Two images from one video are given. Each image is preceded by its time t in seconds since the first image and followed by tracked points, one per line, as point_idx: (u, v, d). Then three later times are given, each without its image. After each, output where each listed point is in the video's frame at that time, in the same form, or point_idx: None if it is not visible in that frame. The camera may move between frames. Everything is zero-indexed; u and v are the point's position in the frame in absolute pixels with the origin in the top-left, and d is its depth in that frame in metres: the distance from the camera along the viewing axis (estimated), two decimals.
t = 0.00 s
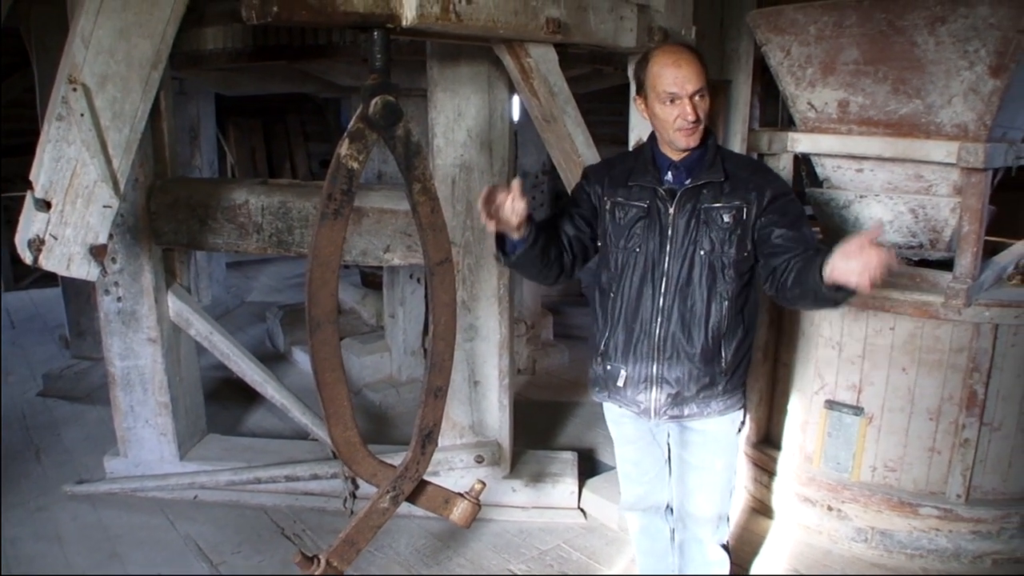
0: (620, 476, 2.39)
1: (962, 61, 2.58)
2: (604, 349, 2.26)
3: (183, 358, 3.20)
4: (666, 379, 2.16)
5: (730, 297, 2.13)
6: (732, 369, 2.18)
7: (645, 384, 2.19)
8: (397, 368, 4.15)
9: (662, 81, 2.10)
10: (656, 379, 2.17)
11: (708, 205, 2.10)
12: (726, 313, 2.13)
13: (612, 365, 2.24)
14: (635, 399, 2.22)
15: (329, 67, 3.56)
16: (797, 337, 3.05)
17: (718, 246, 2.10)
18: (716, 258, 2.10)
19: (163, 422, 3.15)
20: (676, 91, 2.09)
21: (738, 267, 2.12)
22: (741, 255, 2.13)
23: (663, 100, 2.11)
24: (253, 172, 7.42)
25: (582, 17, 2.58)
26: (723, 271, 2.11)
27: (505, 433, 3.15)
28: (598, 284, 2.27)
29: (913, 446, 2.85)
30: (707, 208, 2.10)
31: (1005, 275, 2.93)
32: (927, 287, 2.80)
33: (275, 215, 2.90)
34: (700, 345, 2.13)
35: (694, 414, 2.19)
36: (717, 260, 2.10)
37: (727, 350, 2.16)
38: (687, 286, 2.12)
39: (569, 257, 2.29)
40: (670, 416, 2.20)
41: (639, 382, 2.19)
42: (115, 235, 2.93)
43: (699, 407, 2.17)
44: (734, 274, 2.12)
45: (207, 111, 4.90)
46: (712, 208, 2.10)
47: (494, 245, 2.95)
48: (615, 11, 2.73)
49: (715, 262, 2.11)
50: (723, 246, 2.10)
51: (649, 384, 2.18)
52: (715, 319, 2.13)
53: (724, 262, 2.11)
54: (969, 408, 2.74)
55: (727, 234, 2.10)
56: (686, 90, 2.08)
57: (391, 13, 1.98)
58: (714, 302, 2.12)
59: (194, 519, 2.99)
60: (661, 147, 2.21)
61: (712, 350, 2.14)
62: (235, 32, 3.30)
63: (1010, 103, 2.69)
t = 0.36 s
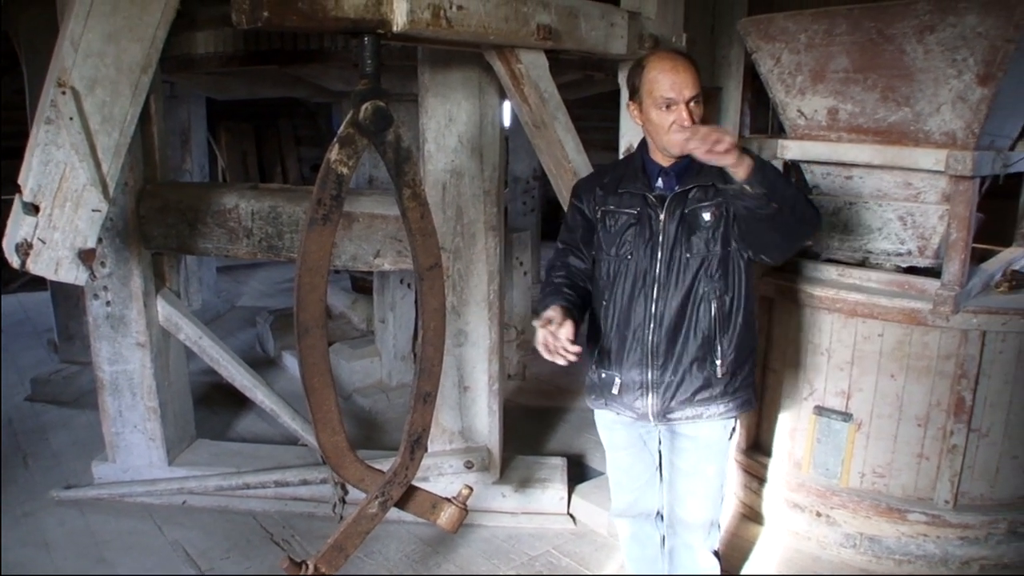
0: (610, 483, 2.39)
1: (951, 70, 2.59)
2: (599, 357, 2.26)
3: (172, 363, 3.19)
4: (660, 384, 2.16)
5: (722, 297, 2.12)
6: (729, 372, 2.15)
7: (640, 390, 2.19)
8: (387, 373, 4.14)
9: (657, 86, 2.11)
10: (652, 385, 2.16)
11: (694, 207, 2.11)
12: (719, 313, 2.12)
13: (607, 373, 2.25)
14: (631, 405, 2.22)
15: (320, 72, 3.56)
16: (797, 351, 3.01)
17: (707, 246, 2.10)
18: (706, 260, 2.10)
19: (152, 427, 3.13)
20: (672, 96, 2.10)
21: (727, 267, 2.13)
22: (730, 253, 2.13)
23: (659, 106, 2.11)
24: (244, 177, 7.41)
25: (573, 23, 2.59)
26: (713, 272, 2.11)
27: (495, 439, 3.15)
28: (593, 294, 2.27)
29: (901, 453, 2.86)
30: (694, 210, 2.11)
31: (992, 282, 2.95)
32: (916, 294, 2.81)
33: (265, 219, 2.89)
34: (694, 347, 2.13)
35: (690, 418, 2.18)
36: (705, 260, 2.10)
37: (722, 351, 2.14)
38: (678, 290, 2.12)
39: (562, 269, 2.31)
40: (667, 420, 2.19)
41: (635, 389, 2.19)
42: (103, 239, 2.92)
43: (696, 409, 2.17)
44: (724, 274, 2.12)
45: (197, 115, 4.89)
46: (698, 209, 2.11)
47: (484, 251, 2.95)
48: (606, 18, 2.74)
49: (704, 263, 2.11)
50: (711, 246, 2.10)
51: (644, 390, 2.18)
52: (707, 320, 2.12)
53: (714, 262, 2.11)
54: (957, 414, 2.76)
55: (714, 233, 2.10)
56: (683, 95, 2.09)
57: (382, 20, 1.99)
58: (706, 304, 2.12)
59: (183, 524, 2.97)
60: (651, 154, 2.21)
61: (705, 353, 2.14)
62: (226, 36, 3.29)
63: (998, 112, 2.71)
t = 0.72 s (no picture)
0: (603, 487, 2.39)
1: (939, 75, 2.61)
2: (593, 361, 2.25)
3: (160, 369, 3.17)
4: (653, 387, 2.16)
5: (711, 297, 2.11)
6: (720, 372, 2.14)
7: (635, 394, 2.19)
8: (377, 378, 4.12)
9: (645, 91, 2.11)
10: (645, 387, 2.17)
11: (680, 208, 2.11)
12: (708, 313, 2.10)
13: (601, 377, 2.24)
14: (626, 409, 2.22)
15: (310, 77, 3.55)
16: (789, 355, 3.02)
17: (694, 246, 2.10)
18: (694, 260, 2.10)
19: (140, 433, 3.11)
20: (660, 100, 2.10)
21: (714, 267, 2.11)
22: (717, 252, 2.11)
23: (647, 110, 2.12)
24: (233, 181, 7.38)
25: (563, 28, 2.59)
26: (701, 272, 2.10)
27: (485, 444, 3.14)
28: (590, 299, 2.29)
29: (891, 456, 2.87)
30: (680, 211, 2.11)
31: (981, 286, 2.97)
32: (905, 297, 2.83)
33: (254, 224, 2.88)
34: (684, 349, 2.13)
35: (684, 420, 2.17)
36: (692, 261, 2.10)
37: (714, 351, 2.12)
38: (669, 291, 2.12)
39: (560, 274, 2.32)
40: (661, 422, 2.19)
41: (630, 393, 2.19)
42: (91, 243, 2.90)
43: (689, 410, 2.16)
44: (713, 273, 2.11)
45: (187, 119, 4.87)
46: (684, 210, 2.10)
47: (475, 255, 2.95)
48: (597, 23, 2.74)
49: (692, 264, 2.10)
50: (697, 246, 2.10)
51: (638, 394, 2.18)
52: (696, 321, 2.11)
53: (701, 261, 2.10)
54: (946, 418, 2.77)
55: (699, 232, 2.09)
56: (670, 99, 2.10)
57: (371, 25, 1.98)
58: (696, 305, 2.11)
59: (172, 531, 2.95)
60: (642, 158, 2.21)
61: (697, 354, 2.13)
62: (215, 41, 3.28)
63: (986, 117, 2.72)
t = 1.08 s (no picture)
0: (595, 490, 2.38)
1: (928, 77, 2.62)
2: (585, 366, 2.26)
3: (151, 374, 3.15)
4: (645, 392, 2.16)
5: (703, 302, 2.11)
6: (712, 377, 2.14)
7: (627, 399, 2.19)
8: (369, 383, 4.11)
9: (633, 94, 2.11)
10: (637, 393, 2.17)
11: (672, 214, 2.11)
12: (700, 318, 2.11)
13: (592, 382, 2.24)
14: (618, 414, 2.22)
15: (300, 80, 3.54)
16: (780, 357, 3.02)
17: (686, 252, 2.10)
18: (686, 265, 2.10)
19: (131, 439, 3.09)
20: (648, 104, 2.10)
21: (706, 272, 2.12)
22: (708, 257, 2.12)
23: (636, 114, 2.11)
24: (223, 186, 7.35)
25: (553, 31, 2.59)
26: (693, 277, 2.10)
27: (478, 448, 3.13)
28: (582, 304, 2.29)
29: (883, 458, 2.88)
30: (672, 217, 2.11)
31: (971, 287, 2.98)
32: (896, 299, 2.84)
33: (245, 229, 2.87)
34: (676, 355, 2.12)
35: (676, 425, 2.17)
36: (684, 266, 2.10)
37: (706, 356, 2.13)
38: (660, 297, 2.12)
39: (552, 280, 2.32)
40: (653, 427, 2.19)
41: (622, 398, 2.19)
42: (81, 249, 2.88)
43: (681, 416, 2.16)
44: (704, 278, 2.11)
45: (176, 124, 4.86)
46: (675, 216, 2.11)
47: (466, 259, 2.94)
48: (587, 26, 2.75)
49: (684, 269, 2.10)
50: (689, 251, 2.10)
51: (630, 399, 2.18)
52: (688, 326, 2.11)
53: (693, 267, 2.10)
54: (938, 419, 2.78)
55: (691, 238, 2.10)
56: (658, 103, 2.09)
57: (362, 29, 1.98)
58: (687, 310, 2.11)
59: (163, 538, 2.93)
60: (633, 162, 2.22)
61: (688, 360, 2.13)
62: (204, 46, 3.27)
63: (974, 119, 2.74)
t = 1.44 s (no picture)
0: (589, 492, 2.39)
1: (919, 78, 2.63)
2: (577, 368, 2.26)
3: (145, 379, 3.15)
4: (637, 394, 2.16)
5: (696, 306, 2.11)
6: (704, 381, 2.15)
7: (618, 401, 2.19)
8: (363, 386, 4.11)
9: (627, 97, 2.12)
10: (628, 395, 2.17)
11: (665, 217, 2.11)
12: (692, 322, 2.11)
13: (584, 384, 2.24)
14: (609, 416, 2.22)
15: (292, 85, 3.53)
16: (773, 358, 3.03)
17: (678, 255, 2.10)
18: (678, 269, 2.10)
19: (124, 445, 3.08)
20: (641, 107, 2.10)
21: (698, 276, 2.12)
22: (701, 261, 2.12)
23: (629, 117, 2.12)
24: (216, 190, 7.34)
25: (545, 34, 2.60)
26: (685, 281, 2.11)
27: (472, 451, 3.13)
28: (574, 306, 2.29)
29: (877, 458, 2.88)
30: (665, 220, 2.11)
31: (963, 287, 2.99)
32: (888, 299, 2.85)
33: (238, 233, 2.87)
34: (668, 358, 2.13)
35: (667, 428, 2.18)
36: (677, 269, 2.10)
37: (698, 360, 2.13)
38: (653, 300, 2.12)
39: (544, 282, 2.32)
40: (644, 430, 2.19)
41: (613, 400, 2.19)
42: (73, 254, 2.88)
43: (673, 418, 2.16)
44: (697, 282, 2.12)
45: (168, 128, 4.84)
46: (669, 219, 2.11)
47: (459, 262, 2.94)
48: (579, 29, 2.76)
49: (676, 272, 2.10)
50: (682, 255, 2.10)
51: (621, 401, 2.18)
52: (681, 330, 2.11)
53: (685, 270, 2.11)
54: (931, 418, 2.79)
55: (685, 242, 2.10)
56: (651, 105, 2.10)
57: (352, 32, 1.98)
58: (680, 313, 2.11)
59: (158, 543, 2.92)
60: (626, 165, 2.23)
61: (680, 363, 2.13)
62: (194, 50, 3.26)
63: (965, 119, 2.75)
